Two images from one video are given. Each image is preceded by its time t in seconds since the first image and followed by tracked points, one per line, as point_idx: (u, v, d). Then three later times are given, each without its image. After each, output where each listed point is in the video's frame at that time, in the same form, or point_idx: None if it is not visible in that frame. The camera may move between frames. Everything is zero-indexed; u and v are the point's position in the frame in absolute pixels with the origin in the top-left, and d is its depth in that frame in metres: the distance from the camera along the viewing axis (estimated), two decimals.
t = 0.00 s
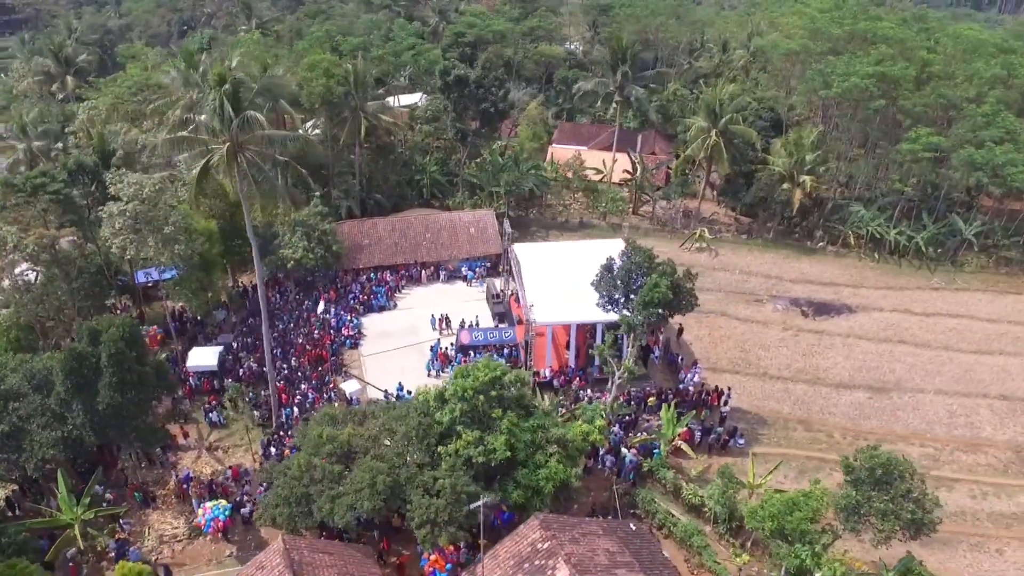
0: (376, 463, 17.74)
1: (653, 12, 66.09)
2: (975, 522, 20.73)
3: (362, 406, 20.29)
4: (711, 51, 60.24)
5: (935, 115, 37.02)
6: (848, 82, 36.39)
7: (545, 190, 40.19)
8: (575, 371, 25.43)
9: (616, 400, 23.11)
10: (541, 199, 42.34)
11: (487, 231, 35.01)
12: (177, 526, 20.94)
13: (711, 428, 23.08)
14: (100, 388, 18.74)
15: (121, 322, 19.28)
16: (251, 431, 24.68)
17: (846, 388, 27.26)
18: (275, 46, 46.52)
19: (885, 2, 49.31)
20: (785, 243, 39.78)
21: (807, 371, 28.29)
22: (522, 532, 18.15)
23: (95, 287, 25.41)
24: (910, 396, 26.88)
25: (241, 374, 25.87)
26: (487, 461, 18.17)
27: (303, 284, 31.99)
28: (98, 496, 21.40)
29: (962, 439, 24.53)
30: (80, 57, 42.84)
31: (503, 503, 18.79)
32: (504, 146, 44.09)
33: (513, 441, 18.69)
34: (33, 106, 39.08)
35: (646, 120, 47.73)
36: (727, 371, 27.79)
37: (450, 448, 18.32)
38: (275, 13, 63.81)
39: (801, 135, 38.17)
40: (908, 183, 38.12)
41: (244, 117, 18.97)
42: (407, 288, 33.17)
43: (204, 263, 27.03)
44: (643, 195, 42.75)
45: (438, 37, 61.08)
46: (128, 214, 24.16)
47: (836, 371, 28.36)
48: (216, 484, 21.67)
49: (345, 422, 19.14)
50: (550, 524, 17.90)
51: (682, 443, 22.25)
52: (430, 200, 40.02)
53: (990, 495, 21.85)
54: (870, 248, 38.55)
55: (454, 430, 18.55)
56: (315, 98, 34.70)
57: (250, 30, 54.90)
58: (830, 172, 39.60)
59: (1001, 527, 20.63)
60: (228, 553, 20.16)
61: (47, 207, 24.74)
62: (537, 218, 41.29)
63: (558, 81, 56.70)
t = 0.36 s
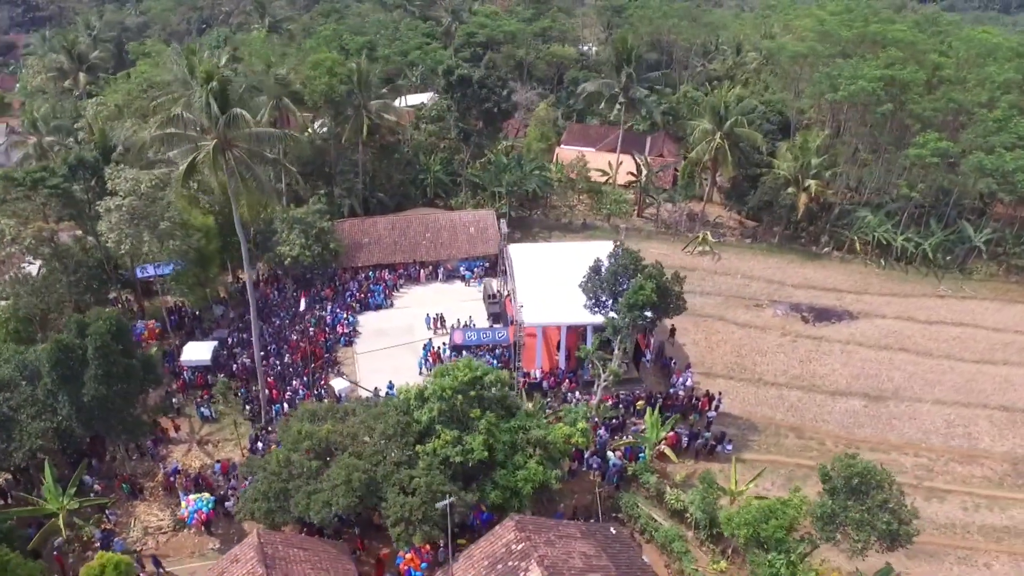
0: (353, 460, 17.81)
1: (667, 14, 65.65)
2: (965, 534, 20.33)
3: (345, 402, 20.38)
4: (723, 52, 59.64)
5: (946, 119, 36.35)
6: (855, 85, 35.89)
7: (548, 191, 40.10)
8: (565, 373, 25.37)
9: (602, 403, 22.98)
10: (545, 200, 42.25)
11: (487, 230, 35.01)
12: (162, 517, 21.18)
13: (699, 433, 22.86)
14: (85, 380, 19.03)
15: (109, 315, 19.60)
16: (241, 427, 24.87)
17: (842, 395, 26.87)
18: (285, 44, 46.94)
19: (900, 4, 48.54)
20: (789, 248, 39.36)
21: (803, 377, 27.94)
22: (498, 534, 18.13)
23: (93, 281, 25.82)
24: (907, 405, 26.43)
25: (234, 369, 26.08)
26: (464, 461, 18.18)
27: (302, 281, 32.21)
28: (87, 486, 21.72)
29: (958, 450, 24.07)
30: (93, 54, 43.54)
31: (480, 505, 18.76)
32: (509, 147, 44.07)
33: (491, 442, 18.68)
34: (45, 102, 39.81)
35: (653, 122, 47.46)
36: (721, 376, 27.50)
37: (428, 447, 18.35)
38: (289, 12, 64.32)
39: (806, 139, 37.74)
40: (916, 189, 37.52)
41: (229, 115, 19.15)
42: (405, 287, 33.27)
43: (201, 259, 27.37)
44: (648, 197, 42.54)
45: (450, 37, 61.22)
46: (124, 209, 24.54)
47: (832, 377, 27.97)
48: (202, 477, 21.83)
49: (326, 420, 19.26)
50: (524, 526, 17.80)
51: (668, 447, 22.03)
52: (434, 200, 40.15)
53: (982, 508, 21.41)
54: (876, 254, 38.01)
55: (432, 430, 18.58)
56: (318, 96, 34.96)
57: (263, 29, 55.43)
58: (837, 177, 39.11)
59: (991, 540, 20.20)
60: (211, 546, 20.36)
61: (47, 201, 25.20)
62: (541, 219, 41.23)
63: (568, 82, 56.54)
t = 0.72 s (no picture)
0: (326, 458, 17.87)
1: (675, 15, 65.34)
2: (948, 544, 20.00)
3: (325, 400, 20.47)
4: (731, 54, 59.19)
5: (950, 123, 35.83)
6: (856, 87, 35.48)
7: (547, 192, 40.04)
8: (551, 374, 25.30)
9: (585, 404, 22.88)
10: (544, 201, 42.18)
11: (482, 230, 35.00)
12: (144, 511, 21.36)
13: (682, 436, 22.69)
14: (67, 374, 19.26)
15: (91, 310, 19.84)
16: (227, 423, 25.04)
17: (833, 401, 26.58)
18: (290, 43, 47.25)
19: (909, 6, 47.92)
20: (789, 251, 39.00)
21: (794, 382, 27.65)
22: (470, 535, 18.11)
23: (86, 277, 26.06)
24: (898, 412, 26.09)
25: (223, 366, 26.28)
26: (437, 460, 18.18)
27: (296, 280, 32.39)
28: (72, 479, 21.97)
29: (948, 458, 23.70)
30: (100, 51, 44.03)
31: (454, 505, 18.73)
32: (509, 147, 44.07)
33: (465, 442, 18.66)
34: (51, 98, 40.34)
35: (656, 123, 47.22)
36: (710, 380, 27.26)
37: (402, 445, 18.38)
38: (298, 11, 64.70)
39: (807, 142, 37.37)
40: (918, 193, 37.02)
41: (210, 113, 19.30)
42: (399, 286, 33.35)
43: (193, 255, 27.61)
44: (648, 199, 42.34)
45: (457, 37, 61.29)
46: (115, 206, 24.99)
47: (824, 383, 27.67)
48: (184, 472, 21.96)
49: (303, 417, 19.35)
50: (495, 527, 17.73)
51: (649, 450, 21.89)
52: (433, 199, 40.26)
53: (968, 518, 21.06)
54: (877, 258, 37.54)
55: (406, 429, 18.61)
56: (316, 95, 35.15)
57: (271, 28, 55.82)
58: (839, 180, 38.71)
59: (975, 551, 19.86)
60: (190, 541, 20.50)
61: (40, 197, 25.54)
62: (539, 219, 41.16)
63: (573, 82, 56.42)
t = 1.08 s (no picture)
0: (303, 455, 17.97)
1: (686, 17, 64.94)
2: (935, 556, 19.61)
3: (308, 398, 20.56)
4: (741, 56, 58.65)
5: (957, 127, 35.19)
6: (861, 90, 34.97)
7: (547, 193, 39.94)
8: (540, 376, 25.21)
9: (570, 407, 22.79)
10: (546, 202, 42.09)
11: (480, 230, 34.99)
12: (129, 504, 21.56)
13: (667, 441, 22.51)
14: (52, 366, 19.51)
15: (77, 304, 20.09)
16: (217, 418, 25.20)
17: (826, 408, 26.23)
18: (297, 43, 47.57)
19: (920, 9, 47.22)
20: (791, 255, 38.59)
21: (788, 388, 27.30)
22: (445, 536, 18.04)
23: (81, 272, 25.74)
24: (892, 420, 25.67)
25: (215, 361, 26.48)
26: (413, 460, 18.18)
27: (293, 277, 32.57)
28: (60, 471, 22.24)
29: (940, 469, 23.28)
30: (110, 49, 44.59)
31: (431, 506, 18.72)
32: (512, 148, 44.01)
33: (443, 442, 18.64)
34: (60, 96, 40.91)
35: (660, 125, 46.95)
36: (702, 385, 27.00)
37: (379, 444, 18.41)
38: (310, 11, 65.08)
39: (810, 145, 36.96)
40: (923, 198, 36.46)
41: (196, 112, 19.54)
42: (395, 285, 33.42)
43: (189, 251, 27.88)
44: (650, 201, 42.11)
45: (466, 37, 61.32)
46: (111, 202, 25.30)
47: (818, 389, 27.32)
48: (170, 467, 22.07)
49: (283, 415, 19.46)
50: (469, 529, 17.62)
51: (632, 454, 21.72)
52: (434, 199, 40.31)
53: (957, 530, 20.64)
54: (881, 264, 37.02)
55: (383, 429, 18.66)
56: (317, 94, 35.37)
57: (281, 28, 56.23)
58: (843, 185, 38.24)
59: (962, 563, 19.45)
60: (173, 534, 20.64)
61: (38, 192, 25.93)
62: (540, 221, 41.06)
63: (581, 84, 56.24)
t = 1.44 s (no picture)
0: (282, 452, 18.08)
1: (699, 18, 64.39)
2: (922, 570, 19.24)
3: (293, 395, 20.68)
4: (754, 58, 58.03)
5: (968, 133, 34.53)
6: (869, 94, 34.43)
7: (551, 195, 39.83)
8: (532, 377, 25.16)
9: (558, 409, 22.71)
10: (551, 203, 41.96)
11: (481, 231, 35.01)
12: (119, 496, 21.82)
13: (655, 445, 22.34)
14: (43, 358, 19.78)
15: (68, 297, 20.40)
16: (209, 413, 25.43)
17: (821, 417, 25.85)
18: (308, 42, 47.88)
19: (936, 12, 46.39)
20: (796, 260, 38.12)
21: (784, 395, 26.92)
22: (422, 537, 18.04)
23: (82, 266, 26.03)
24: (888, 430, 25.24)
25: (211, 357, 26.74)
26: (393, 460, 18.23)
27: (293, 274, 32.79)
28: (54, 461, 22.59)
29: (935, 481, 22.82)
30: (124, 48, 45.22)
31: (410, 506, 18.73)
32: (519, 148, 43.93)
33: (423, 442, 18.65)
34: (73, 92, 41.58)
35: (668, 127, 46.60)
36: (696, 390, 26.73)
37: (359, 442, 18.48)
38: (324, 10, 65.41)
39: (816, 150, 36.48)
40: (932, 205, 35.83)
41: (187, 110, 19.88)
42: (394, 284, 33.52)
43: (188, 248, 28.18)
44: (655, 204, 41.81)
45: (478, 38, 61.30)
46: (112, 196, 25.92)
47: (815, 397, 26.93)
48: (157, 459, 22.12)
49: (266, 411, 19.59)
50: (445, 529, 17.59)
51: (618, 458, 21.57)
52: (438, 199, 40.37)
53: (947, 543, 20.23)
54: (887, 272, 36.47)
55: (363, 427, 18.72)
56: (321, 93, 35.62)
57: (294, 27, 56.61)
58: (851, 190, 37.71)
59: None
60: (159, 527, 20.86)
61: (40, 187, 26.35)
62: (544, 222, 40.95)
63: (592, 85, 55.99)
